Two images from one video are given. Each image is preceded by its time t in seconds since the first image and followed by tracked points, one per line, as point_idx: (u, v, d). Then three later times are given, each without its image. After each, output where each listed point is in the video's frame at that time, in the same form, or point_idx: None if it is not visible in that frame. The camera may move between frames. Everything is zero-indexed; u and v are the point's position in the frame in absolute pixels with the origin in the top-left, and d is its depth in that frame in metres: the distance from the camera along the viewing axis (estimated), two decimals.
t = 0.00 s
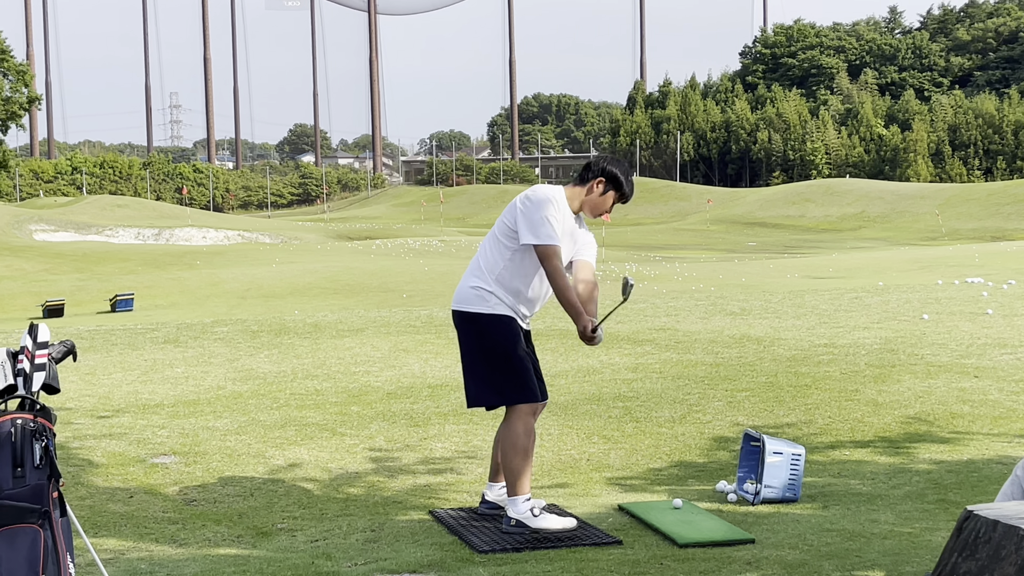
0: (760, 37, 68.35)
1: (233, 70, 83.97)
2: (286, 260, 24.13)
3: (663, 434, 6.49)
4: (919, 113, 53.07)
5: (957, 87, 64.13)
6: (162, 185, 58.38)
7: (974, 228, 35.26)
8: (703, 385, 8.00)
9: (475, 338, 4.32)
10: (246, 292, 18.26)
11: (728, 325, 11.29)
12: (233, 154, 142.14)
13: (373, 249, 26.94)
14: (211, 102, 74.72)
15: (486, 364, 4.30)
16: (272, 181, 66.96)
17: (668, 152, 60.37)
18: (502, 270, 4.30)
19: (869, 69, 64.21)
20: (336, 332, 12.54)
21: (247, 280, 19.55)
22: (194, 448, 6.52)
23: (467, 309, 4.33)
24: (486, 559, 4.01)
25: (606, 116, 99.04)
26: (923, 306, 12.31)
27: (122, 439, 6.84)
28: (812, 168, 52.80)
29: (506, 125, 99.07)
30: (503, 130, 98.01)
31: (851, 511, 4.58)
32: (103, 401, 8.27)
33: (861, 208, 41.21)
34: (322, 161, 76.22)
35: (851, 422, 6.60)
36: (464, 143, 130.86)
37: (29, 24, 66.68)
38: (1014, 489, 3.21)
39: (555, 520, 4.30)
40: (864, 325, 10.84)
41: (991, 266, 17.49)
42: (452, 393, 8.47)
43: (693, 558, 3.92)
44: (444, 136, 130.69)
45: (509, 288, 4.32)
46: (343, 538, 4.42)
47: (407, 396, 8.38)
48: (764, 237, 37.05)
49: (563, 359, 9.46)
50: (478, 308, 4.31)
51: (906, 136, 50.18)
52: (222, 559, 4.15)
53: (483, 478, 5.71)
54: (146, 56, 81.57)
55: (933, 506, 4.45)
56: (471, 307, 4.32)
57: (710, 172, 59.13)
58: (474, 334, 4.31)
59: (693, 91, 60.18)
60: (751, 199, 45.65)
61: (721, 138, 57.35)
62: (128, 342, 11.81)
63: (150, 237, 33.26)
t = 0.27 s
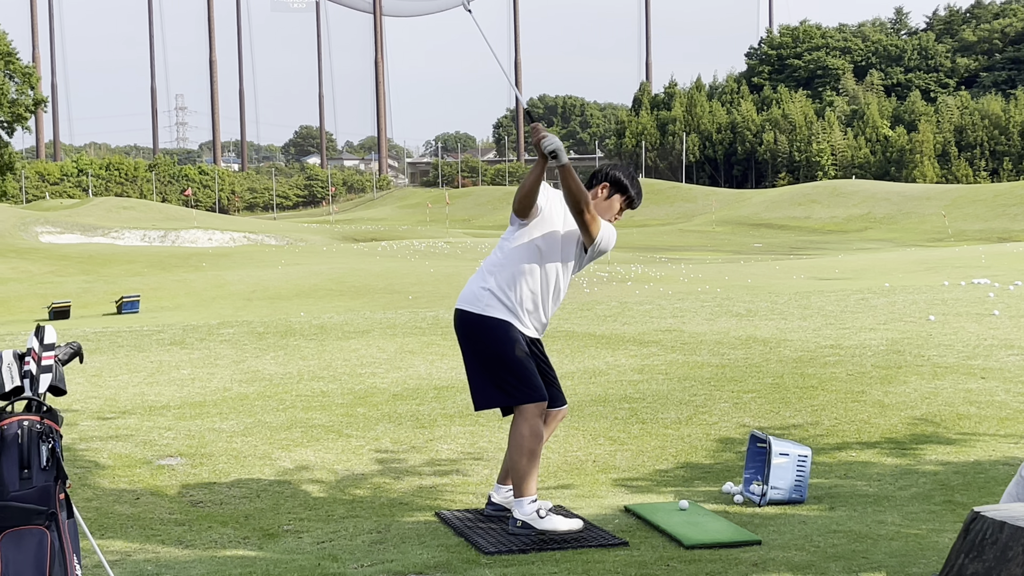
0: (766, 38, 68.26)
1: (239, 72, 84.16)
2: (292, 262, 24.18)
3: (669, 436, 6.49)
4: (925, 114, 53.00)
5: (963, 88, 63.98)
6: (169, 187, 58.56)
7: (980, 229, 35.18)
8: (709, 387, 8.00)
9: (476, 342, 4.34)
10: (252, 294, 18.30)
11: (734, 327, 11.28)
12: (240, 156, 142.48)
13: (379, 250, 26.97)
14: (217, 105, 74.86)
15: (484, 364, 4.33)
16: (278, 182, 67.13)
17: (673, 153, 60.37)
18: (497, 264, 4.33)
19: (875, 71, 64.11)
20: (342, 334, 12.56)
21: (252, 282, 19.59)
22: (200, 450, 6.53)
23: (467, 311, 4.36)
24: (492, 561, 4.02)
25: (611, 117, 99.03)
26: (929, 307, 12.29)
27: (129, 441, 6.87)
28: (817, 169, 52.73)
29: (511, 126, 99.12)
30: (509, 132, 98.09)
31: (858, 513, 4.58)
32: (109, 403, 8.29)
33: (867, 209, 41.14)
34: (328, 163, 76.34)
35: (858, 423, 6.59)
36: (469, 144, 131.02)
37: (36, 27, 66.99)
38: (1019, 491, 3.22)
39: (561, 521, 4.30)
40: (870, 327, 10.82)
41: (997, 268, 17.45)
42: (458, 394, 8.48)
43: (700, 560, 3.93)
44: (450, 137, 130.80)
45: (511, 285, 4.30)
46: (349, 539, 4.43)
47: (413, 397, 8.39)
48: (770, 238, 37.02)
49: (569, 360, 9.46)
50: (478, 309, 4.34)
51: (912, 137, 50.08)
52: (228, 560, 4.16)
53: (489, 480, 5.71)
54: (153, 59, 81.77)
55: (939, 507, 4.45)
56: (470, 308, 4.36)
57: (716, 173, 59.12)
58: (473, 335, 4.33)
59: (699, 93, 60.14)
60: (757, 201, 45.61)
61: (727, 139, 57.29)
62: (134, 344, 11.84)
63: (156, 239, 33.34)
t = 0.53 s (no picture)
0: (772, 39, 68.17)
1: (246, 75, 84.33)
2: (299, 263, 24.22)
3: (675, 437, 6.49)
4: (931, 115, 52.86)
5: (969, 89, 63.87)
6: (175, 189, 58.68)
7: (987, 230, 35.10)
8: (714, 388, 8.00)
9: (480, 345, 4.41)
10: (258, 296, 18.33)
11: (740, 328, 11.28)
12: (246, 158, 142.77)
13: (384, 252, 27.00)
14: (223, 107, 74.94)
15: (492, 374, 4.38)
16: (284, 184, 67.24)
17: (679, 155, 60.37)
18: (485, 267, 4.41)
19: (881, 72, 64.00)
20: (348, 335, 12.57)
21: (259, 283, 19.63)
22: (206, 451, 6.56)
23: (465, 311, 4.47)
24: (497, 562, 4.03)
25: (617, 119, 99.02)
26: (935, 308, 12.28)
27: (135, 442, 6.89)
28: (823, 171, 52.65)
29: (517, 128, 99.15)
30: (515, 134, 98.11)
31: (863, 514, 4.58)
32: (116, 405, 8.32)
33: (874, 211, 41.08)
34: (334, 165, 76.42)
35: (863, 424, 6.59)
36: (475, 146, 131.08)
37: (42, 30, 67.28)
38: None
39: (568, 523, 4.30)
40: (875, 328, 10.82)
41: (1003, 268, 17.42)
42: (464, 396, 8.50)
43: (706, 562, 3.93)
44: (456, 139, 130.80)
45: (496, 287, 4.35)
46: (356, 541, 4.44)
47: (419, 399, 8.40)
48: (776, 239, 37.00)
49: (576, 361, 9.47)
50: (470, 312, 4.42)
51: (918, 138, 49.99)
52: (233, 562, 4.17)
53: (495, 481, 5.72)
54: (159, 62, 81.98)
55: (944, 509, 4.44)
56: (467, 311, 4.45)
57: (722, 174, 59.01)
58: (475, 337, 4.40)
59: (705, 94, 60.11)
60: (763, 202, 45.56)
61: (733, 141, 57.22)
62: (141, 346, 11.87)
63: (162, 241, 33.41)
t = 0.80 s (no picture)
0: (778, 41, 68.10)
1: (252, 77, 84.47)
2: (304, 266, 24.26)
3: (681, 439, 6.49)
4: (937, 116, 52.76)
5: (976, 91, 63.72)
6: (181, 191, 58.79)
7: (993, 232, 35.03)
8: (721, 390, 8.00)
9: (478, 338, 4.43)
10: (265, 298, 18.36)
11: (746, 330, 11.27)
12: (252, 161, 142.96)
13: (390, 254, 27.03)
14: (230, 109, 75.07)
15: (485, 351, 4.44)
16: (289, 187, 67.35)
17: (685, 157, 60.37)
18: (486, 253, 4.46)
19: (887, 73, 63.87)
20: (354, 338, 12.59)
21: (265, 286, 19.66)
22: (213, 454, 6.58)
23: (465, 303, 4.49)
24: (503, 564, 4.03)
25: (622, 120, 98.98)
26: (941, 309, 12.26)
27: (142, 444, 6.91)
28: (829, 172, 52.56)
29: (523, 130, 99.12)
30: (520, 136, 98.08)
31: (870, 517, 4.57)
32: (122, 407, 8.34)
33: (880, 212, 41.00)
34: (339, 167, 76.45)
35: (870, 426, 6.58)
36: (481, 148, 131.17)
37: (49, 33, 67.51)
38: None
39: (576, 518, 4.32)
40: (882, 330, 10.80)
41: (1010, 270, 17.39)
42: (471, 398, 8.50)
43: (712, 563, 3.93)
44: (462, 141, 130.85)
45: (507, 270, 4.39)
46: (362, 543, 4.45)
47: (425, 401, 8.41)
48: (782, 242, 36.92)
49: (581, 364, 9.47)
50: (477, 302, 4.42)
51: (924, 140, 49.90)
52: (239, 564, 4.19)
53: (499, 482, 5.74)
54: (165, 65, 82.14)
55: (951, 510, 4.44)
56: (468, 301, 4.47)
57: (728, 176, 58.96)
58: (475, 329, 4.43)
59: (711, 96, 60.06)
60: (769, 204, 45.49)
61: (739, 143, 57.16)
62: (147, 348, 11.90)
63: (169, 243, 33.49)
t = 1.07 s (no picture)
0: (783, 43, 68.04)
1: (257, 81, 84.66)
2: (310, 268, 24.28)
3: (688, 442, 6.49)
4: (943, 118, 52.66)
5: (982, 93, 63.61)
6: (187, 194, 58.94)
7: (999, 234, 34.97)
8: (727, 393, 7.99)
9: (502, 345, 4.37)
10: (270, 301, 18.39)
11: (752, 332, 11.25)
12: (258, 163, 143.26)
13: (396, 257, 27.05)
14: (235, 113, 75.22)
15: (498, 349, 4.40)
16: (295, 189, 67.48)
17: (690, 159, 60.41)
18: (499, 248, 4.42)
19: (893, 75, 63.78)
20: (360, 340, 12.60)
21: (271, 288, 19.69)
22: (219, 457, 6.59)
23: (484, 305, 4.41)
24: (509, 567, 4.03)
25: (628, 123, 98.98)
26: (947, 312, 12.23)
27: (148, 447, 6.92)
28: (835, 174, 52.50)
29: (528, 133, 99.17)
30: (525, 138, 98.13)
31: (876, 519, 4.57)
32: (128, 410, 8.36)
33: (885, 215, 40.95)
34: (345, 169, 76.53)
35: (876, 429, 6.57)
36: (486, 151, 131.31)
37: (55, 36, 67.68)
38: None
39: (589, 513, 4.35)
40: (888, 332, 10.79)
41: (1016, 272, 17.36)
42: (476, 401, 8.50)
43: (718, 566, 3.93)
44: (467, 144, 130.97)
45: (521, 260, 4.40)
46: (368, 546, 4.46)
47: (431, 404, 8.42)
48: (788, 244, 36.89)
49: (586, 367, 9.47)
50: (495, 297, 4.37)
51: (930, 142, 49.84)
52: (245, 567, 4.20)
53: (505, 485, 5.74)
54: (171, 69, 82.38)
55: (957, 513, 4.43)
56: (490, 303, 4.38)
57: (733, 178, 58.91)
58: (498, 332, 4.37)
59: (716, 99, 60.05)
60: (774, 206, 45.44)
61: (744, 145, 57.11)
62: (154, 351, 11.92)
63: (174, 246, 33.57)
